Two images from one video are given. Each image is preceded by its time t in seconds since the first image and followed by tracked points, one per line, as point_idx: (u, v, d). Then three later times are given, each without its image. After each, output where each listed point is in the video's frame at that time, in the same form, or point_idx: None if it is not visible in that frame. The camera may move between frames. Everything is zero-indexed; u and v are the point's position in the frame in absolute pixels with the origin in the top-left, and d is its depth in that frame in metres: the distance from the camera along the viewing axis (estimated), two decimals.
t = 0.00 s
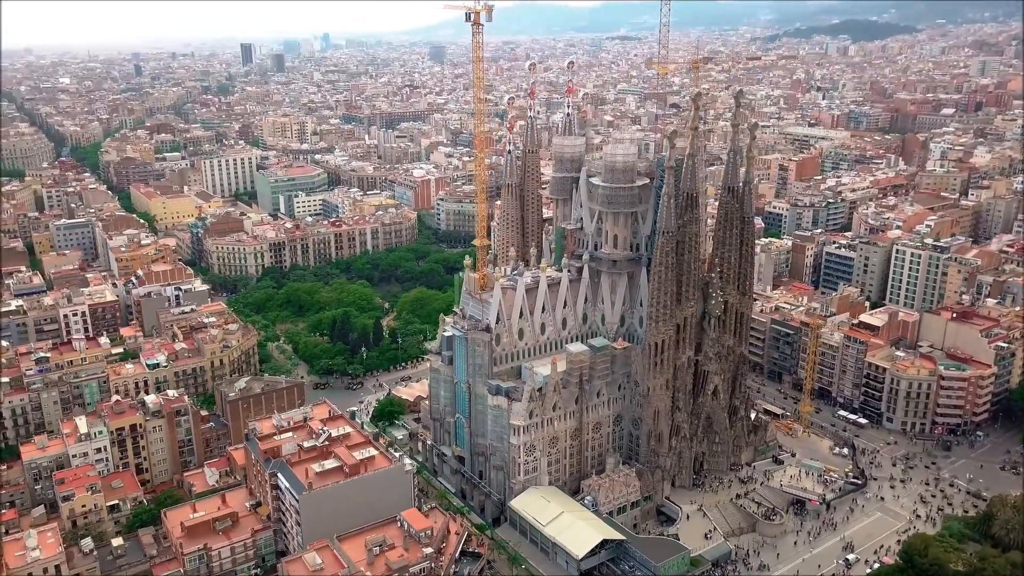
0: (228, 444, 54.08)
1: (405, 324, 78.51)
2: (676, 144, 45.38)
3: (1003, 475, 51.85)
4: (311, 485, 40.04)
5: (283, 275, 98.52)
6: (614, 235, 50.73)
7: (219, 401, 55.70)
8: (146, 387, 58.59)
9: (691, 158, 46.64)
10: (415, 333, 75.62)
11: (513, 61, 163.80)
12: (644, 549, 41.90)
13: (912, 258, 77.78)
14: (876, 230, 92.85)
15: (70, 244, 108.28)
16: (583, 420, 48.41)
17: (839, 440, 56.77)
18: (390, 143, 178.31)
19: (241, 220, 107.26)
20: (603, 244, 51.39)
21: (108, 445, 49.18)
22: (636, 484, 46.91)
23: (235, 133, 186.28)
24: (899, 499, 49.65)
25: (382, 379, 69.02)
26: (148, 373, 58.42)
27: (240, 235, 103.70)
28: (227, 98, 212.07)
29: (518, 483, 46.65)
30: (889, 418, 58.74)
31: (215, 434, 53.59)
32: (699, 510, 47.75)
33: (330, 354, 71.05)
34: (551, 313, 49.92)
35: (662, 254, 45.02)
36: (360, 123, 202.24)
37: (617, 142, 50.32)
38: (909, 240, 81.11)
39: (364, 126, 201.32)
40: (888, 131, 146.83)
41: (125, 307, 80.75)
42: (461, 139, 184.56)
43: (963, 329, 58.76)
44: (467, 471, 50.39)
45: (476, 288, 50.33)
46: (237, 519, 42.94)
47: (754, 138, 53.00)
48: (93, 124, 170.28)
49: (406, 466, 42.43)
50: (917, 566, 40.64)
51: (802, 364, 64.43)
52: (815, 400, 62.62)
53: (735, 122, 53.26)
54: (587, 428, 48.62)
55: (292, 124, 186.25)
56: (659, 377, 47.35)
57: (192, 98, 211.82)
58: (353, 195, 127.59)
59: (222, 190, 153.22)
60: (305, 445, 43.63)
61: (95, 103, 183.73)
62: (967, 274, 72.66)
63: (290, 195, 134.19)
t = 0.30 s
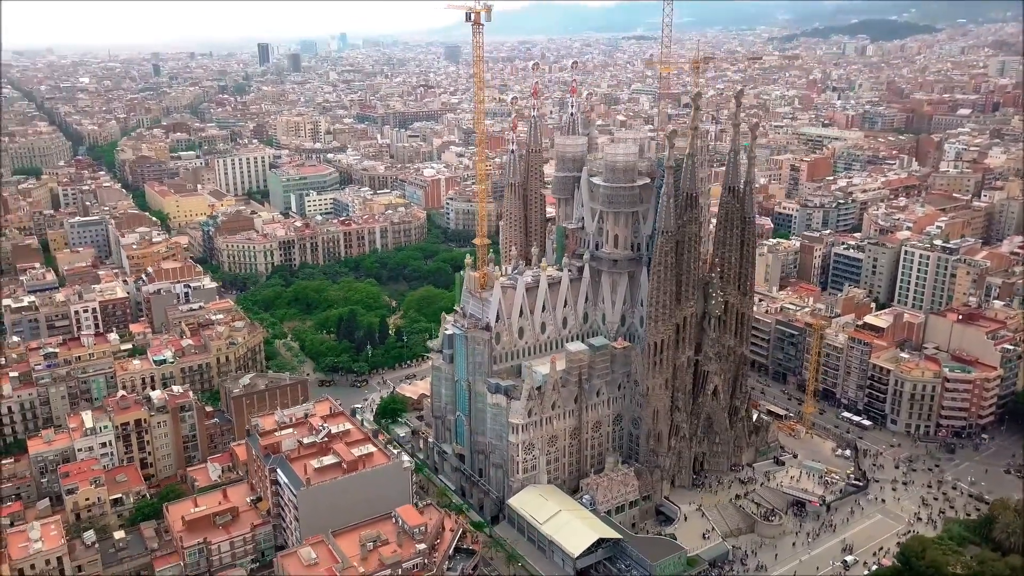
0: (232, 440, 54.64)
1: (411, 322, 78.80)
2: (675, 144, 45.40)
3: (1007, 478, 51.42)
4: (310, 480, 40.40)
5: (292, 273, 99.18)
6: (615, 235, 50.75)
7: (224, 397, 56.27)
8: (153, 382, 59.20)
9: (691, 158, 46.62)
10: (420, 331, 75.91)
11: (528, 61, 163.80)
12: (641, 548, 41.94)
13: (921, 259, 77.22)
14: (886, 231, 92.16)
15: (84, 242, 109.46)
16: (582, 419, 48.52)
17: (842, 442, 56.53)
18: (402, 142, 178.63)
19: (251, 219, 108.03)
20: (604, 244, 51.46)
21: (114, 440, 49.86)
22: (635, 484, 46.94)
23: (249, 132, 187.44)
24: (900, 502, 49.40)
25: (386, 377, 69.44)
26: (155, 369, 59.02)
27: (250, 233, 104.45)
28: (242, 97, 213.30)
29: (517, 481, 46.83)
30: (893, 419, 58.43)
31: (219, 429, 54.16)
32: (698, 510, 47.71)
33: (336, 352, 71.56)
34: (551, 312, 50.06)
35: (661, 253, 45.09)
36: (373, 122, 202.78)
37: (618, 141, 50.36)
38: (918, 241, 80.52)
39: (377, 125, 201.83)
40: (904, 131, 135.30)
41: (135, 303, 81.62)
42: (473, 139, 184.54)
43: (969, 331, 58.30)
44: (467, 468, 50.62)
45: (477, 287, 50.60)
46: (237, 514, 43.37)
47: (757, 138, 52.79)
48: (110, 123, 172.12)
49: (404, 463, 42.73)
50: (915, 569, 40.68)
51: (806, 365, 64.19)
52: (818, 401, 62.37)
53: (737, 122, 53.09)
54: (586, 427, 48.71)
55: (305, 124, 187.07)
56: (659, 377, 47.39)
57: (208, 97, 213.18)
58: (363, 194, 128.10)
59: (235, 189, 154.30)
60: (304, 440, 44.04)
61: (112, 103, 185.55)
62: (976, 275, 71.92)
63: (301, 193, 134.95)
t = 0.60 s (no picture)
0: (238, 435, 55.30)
1: (417, 320, 79.23)
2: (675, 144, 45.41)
3: (1012, 482, 50.84)
4: (307, 476, 40.87)
5: (303, 271, 100.07)
6: (616, 234, 50.81)
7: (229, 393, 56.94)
8: (160, 378, 60.03)
9: (691, 158, 46.55)
10: (426, 329, 76.36)
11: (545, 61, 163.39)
12: (637, 548, 42.04)
13: (931, 261, 76.43)
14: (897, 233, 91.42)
15: (99, 239, 110.54)
16: (582, 418, 48.62)
17: (846, 444, 56.17)
18: (416, 142, 179.17)
19: (263, 217, 108.89)
20: (605, 243, 51.51)
21: (119, 434, 50.62)
22: (633, 483, 46.95)
23: (266, 131, 188.94)
24: (902, 505, 49.08)
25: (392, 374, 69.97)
26: (163, 365, 59.85)
27: (262, 231, 105.38)
28: (260, 96, 214.85)
29: (515, 480, 47.03)
30: (897, 422, 58.07)
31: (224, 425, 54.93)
32: (696, 510, 47.66)
33: (343, 349, 72.19)
34: (551, 312, 50.22)
35: (661, 253, 45.16)
36: (389, 121, 203.64)
37: (619, 141, 50.39)
38: (929, 243, 79.82)
39: (393, 125, 202.75)
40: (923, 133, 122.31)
41: (146, 299, 82.65)
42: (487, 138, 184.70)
43: (976, 334, 57.72)
44: (467, 466, 50.89)
45: (477, 285, 50.91)
46: (238, 508, 43.91)
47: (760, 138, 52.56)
48: (130, 122, 174.26)
49: (402, 460, 43.09)
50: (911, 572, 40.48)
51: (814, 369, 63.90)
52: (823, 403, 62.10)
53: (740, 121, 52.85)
54: (585, 426, 48.80)
55: (320, 123, 188.18)
56: (658, 377, 47.43)
57: (227, 97, 215.37)
58: (375, 193, 128.88)
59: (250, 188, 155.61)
60: (304, 436, 44.54)
61: (133, 102, 188.42)
62: (987, 278, 70.98)
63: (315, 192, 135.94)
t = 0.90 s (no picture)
0: (241, 431, 55.86)
1: (422, 319, 79.56)
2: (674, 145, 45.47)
3: (1015, 486, 50.47)
4: (305, 471, 41.23)
5: (311, 269, 100.80)
6: (616, 234, 50.90)
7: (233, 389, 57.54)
8: (166, 375, 60.72)
9: (690, 158, 46.58)
10: (431, 328, 76.75)
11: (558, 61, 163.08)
12: (633, 547, 42.11)
13: (939, 262, 75.88)
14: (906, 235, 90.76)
15: (113, 236, 110.96)
16: (580, 417, 48.72)
17: (847, 446, 55.93)
18: (428, 141, 179.53)
19: (273, 216, 109.58)
20: (605, 243, 51.59)
21: (124, 429, 51.26)
22: (631, 482, 47.00)
23: (279, 130, 190.12)
24: (902, 507, 48.84)
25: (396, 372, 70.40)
26: (169, 361, 60.53)
27: (271, 229, 106.13)
28: (275, 95, 216.36)
29: (513, 478, 47.19)
30: (900, 424, 57.75)
31: (227, 421, 55.44)
32: (694, 510, 47.63)
33: (347, 347, 72.67)
34: (551, 311, 50.38)
35: (659, 253, 45.27)
36: (402, 121, 204.19)
37: (620, 141, 50.41)
38: (938, 244, 79.21)
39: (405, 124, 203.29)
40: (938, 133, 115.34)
41: (156, 296, 83.54)
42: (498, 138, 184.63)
43: (981, 336, 57.32)
44: (466, 463, 51.12)
45: (477, 285, 51.13)
46: (237, 503, 44.38)
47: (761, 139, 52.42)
48: (146, 121, 176.01)
49: (400, 457, 43.38)
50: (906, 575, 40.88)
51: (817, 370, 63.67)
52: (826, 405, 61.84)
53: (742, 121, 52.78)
54: (584, 425, 48.90)
55: (333, 122, 189.03)
56: (656, 377, 47.51)
57: (243, 96, 216.85)
58: (385, 192, 129.43)
59: (262, 187, 156.62)
60: (303, 433, 44.92)
61: (149, 102, 190.36)
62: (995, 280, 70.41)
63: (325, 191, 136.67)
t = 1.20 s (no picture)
0: (244, 427, 56.47)
1: (428, 317, 79.93)
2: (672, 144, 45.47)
3: (1017, 489, 49.99)
4: (302, 466, 41.66)
5: (321, 268, 101.51)
6: (616, 234, 50.98)
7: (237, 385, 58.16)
8: (171, 370, 61.43)
9: (688, 158, 46.58)
10: (435, 326, 77.11)
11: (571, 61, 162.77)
12: (627, 545, 42.17)
13: (947, 264, 75.19)
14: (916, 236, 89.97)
15: (126, 234, 112.23)
16: (578, 415, 48.85)
17: (849, 447, 55.69)
18: (441, 141, 179.90)
19: (283, 214, 110.30)
20: (605, 243, 51.63)
21: (129, 423, 52.00)
22: (628, 481, 47.04)
23: (294, 129, 191.28)
24: (902, 509, 48.57)
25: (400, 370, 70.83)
26: (174, 357, 61.26)
27: (281, 227, 106.95)
28: (291, 94, 217.70)
29: (510, 475, 47.38)
30: (903, 426, 57.42)
31: (230, 416, 56.06)
32: (691, 510, 47.60)
33: (352, 344, 73.13)
34: (550, 310, 50.56)
35: (657, 252, 45.35)
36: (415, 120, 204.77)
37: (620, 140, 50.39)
38: (946, 246, 78.49)
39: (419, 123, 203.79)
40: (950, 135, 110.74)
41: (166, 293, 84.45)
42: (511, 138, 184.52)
43: (986, 338, 56.79)
44: (465, 461, 51.42)
45: (476, 283, 51.32)
46: (237, 497, 44.89)
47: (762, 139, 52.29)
48: (163, 121, 177.93)
49: (397, 454, 43.71)
50: None
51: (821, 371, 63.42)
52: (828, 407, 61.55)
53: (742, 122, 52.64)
54: (582, 424, 49.03)
55: (347, 122, 189.97)
56: (654, 377, 47.56)
57: (260, 96, 218.50)
58: (395, 192, 129.95)
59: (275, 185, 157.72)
60: (302, 429, 45.37)
61: (167, 101, 192.40)
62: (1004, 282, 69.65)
63: (337, 190, 137.38)
